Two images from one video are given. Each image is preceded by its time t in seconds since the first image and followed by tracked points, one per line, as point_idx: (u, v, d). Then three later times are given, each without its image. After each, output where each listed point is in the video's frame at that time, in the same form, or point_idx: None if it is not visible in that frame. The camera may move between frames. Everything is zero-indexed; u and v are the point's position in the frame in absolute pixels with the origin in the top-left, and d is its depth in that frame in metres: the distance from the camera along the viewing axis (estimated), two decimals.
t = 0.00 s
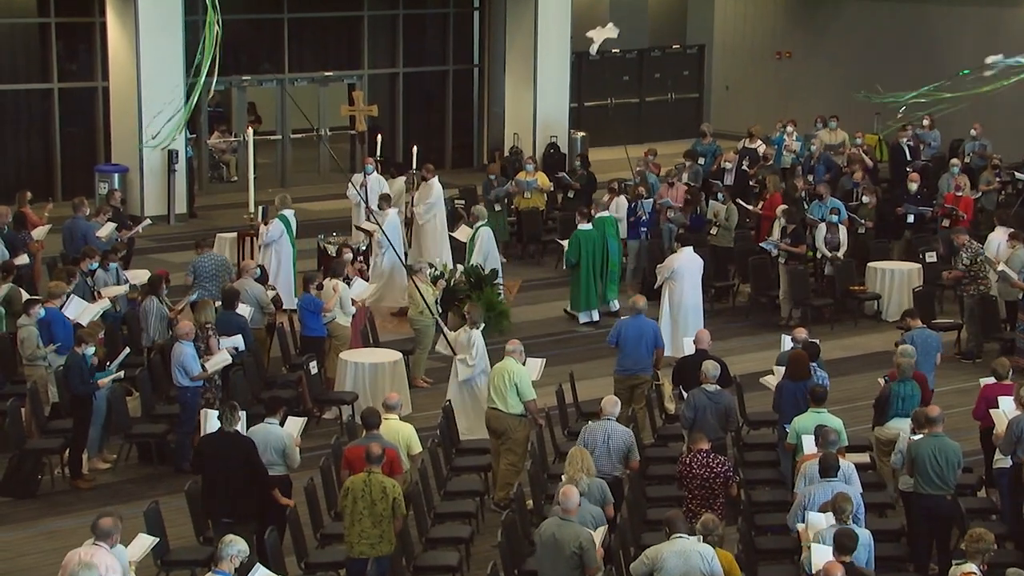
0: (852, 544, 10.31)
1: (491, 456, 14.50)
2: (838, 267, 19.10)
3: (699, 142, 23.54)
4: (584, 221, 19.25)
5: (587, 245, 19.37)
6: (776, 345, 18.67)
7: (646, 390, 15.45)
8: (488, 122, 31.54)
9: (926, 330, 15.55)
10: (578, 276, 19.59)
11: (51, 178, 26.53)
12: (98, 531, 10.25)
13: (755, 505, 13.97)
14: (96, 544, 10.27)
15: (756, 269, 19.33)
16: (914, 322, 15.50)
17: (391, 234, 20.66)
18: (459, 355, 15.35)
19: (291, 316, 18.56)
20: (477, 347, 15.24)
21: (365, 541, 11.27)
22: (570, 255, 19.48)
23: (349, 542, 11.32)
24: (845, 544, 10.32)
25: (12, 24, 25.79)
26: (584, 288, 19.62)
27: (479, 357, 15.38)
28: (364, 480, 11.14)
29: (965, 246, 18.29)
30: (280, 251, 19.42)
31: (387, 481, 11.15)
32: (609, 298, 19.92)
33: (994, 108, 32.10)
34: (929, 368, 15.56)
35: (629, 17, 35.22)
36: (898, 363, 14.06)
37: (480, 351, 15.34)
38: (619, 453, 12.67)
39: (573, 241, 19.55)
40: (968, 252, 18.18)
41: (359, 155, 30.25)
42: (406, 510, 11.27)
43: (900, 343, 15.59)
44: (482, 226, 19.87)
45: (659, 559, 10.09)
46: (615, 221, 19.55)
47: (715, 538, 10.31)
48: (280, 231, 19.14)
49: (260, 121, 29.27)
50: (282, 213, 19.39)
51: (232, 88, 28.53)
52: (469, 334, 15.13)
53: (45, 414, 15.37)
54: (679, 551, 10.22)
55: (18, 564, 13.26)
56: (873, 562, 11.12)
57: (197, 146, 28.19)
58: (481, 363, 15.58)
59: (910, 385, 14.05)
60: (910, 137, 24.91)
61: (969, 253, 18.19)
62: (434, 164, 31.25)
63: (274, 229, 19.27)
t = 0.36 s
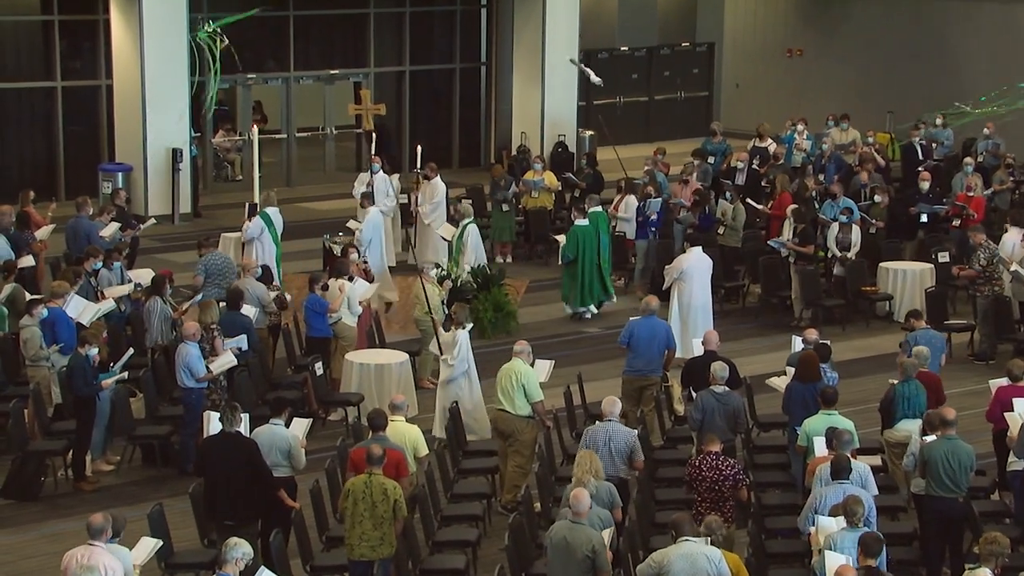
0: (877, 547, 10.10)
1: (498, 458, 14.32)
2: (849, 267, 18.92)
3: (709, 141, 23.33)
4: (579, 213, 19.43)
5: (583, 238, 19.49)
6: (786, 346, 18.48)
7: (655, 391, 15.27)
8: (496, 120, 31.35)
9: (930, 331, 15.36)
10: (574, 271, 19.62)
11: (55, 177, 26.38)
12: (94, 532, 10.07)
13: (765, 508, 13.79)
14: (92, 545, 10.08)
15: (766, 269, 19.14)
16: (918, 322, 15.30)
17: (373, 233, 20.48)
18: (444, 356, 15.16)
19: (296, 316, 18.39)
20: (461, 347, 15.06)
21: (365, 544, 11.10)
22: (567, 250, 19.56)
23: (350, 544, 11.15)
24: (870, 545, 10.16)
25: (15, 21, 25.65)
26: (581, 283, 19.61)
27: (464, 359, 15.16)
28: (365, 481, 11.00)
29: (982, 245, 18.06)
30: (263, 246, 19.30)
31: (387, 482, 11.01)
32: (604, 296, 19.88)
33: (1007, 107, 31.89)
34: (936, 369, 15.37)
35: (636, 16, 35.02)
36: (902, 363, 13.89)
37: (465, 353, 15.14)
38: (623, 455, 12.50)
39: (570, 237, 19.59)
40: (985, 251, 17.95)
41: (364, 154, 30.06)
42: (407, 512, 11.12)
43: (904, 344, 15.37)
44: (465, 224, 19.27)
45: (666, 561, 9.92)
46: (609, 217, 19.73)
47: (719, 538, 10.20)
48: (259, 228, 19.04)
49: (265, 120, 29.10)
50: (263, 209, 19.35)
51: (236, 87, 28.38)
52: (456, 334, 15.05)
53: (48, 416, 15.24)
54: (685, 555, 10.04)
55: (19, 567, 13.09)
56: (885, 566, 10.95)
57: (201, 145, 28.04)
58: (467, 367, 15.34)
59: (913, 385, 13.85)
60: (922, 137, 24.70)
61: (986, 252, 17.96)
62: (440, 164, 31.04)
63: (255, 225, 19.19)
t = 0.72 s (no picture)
0: (890, 550, 9.95)
1: (507, 460, 14.15)
2: (862, 267, 18.75)
3: (719, 140, 23.13)
4: (578, 213, 19.40)
5: (581, 237, 19.49)
6: (799, 347, 18.31)
7: (665, 393, 15.09)
8: (505, 119, 31.18)
9: (936, 331, 15.16)
10: (572, 270, 19.61)
11: (60, 176, 26.21)
12: (94, 533, 9.88)
13: (776, 511, 13.62)
14: (92, 547, 9.90)
15: (778, 268, 18.96)
16: (924, 323, 15.11)
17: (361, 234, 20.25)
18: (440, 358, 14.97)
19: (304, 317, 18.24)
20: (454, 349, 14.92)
21: (366, 546, 10.97)
22: (565, 249, 19.54)
23: (352, 546, 11.03)
24: (883, 548, 9.99)
25: (21, 18, 25.49)
26: (579, 282, 19.62)
27: (456, 362, 15.01)
28: (367, 482, 10.89)
29: (1000, 244, 17.59)
30: (258, 245, 19.35)
31: (389, 483, 10.90)
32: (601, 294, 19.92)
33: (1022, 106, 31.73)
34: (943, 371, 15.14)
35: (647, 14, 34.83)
36: (913, 364, 13.67)
37: (457, 357, 14.99)
38: (627, 456, 12.39)
39: (567, 236, 19.55)
40: (1004, 252, 17.48)
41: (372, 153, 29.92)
42: (409, 513, 11.00)
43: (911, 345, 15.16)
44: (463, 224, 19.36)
45: (672, 566, 9.75)
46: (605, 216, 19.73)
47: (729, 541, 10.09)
48: (249, 226, 19.16)
49: (272, 118, 28.92)
50: (253, 210, 19.46)
51: (243, 85, 28.23)
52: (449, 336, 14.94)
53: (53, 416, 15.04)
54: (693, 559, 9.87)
55: (24, 569, 12.93)
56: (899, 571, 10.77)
57: (208, 143, 27.89)
58: (460, 371, 15.18)
59: (925, 386, 13.65)
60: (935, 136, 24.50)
61: (1005, 252, 17.48)
62: (449, 163, 30.88)
63: (246, 225, 19.31)
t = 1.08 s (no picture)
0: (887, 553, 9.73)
1: (517, 462, 13.95)
2: (878, 267, 18.53)
3: (732, 138, 22.88)
4: (571, 209, 19.29)
5: (573, 233, 19.37)
6: (813, 347, 18.10)
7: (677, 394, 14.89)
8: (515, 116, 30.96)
9: (944, 332, 14.89)
10: (565, 267, 19.51)
11: (66, 175, 26.03)
12: (95, 533, 9.71)
13: (790, 514, 13.40)
14: (91, 548, 9.74)
15: (792, 268, 18.76)
16: (933, 323, 14.84)
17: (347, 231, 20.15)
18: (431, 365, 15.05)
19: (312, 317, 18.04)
20: (446, 358, 14.97)
21: (370, 548, 10.82)
22: (557, 244, 19.45)
23: (356, 549, 10.88)
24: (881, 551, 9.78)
25: (27, 15, 25.32)
26: (573, 279, 19.51)
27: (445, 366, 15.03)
28: (370, 484, 10.76)
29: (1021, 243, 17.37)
30: (255, 242, 19.16)
31: (392, 485, 10.77)
32: (595, 291, 19.79)
33: None
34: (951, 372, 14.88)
35: (657, 12, 34.60)
36: (935, 364, 13.36)
37: (447, 361, 15.01)
38: (634, 458, 12.20)
39: (559, 233, 19.43)
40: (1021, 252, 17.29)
41: (382, 151, 29.73)
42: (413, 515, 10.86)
43: (920, 345, 14.92)
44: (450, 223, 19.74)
45: (681, 570, 9.57)
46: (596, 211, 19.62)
47: (739, 544, 9.93)
48: (246, 221, 18.97)
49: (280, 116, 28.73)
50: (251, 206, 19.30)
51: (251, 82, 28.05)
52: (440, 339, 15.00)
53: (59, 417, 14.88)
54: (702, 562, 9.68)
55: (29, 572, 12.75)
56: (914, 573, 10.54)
57: (215, 141, 27.72)
58: (448, 374, 15.22)
59: (946, 386, 13.43)
60: (952, 134, 24.25)
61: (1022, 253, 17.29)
62: (459, 162, 30.66)
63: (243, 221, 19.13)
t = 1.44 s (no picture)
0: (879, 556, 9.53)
1: (529, 463, 13.77)
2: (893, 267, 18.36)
3: (747, 136, 22.59)
4: (569, 205, 19.26)
5: (571, 229, 19.35)
6: (829, 348, 17.90)
7: (691, 395, 14.69)
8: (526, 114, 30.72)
9: (958, 333, 14.70)
10: (564, 263, 19.48)
11: (74, 173, 25.84)
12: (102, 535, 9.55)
13: (805, 516, 13.19)
14: (97, 550, 9.58)
15: (806, 267, 18.57)
16: (946, 324, 14.63)
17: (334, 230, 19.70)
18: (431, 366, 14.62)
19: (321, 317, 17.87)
20: (447, 359, 14.53)
21: (375, 550, 10.78)
22: (555, 241, 19.41)
23: (360, 552, 10.83)
24: (871, 553, 9.61)
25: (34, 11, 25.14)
26: (572, 276, 19.48)
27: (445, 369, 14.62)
28: (374, 486, 10.69)
29: None
30: (252, 238, 19.17)
31: (397, 487, 10.69)
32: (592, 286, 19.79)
33: None
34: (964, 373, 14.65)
35: (670, 9, 34.36)
36: (954, 363, 13.23)
37: (446, 363, 14.58)
38: (647, 460, 12.03)
39: (559, 230, 19.38)
40: None
41: (392, 149, 29.52)
42: (418, 517, 10.80)
43: (934, 345, 14.74)
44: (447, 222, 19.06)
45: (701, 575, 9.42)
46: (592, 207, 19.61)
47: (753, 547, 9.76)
48: (242, 219, 18.95)
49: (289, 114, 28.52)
50: (249, 202, 19.29)
51: (260, 79, 27.87)
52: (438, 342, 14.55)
53: (66, 417, 14.70)
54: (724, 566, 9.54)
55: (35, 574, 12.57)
56: None
57: (224, 139, 27.53)
58: (452, 376, 14.77)
59: (966, 387, 13.24)
60: (968, 132, 24.01)
61: None
62: (470, 159, 30.44)
63: (240, 218, 19.12)
